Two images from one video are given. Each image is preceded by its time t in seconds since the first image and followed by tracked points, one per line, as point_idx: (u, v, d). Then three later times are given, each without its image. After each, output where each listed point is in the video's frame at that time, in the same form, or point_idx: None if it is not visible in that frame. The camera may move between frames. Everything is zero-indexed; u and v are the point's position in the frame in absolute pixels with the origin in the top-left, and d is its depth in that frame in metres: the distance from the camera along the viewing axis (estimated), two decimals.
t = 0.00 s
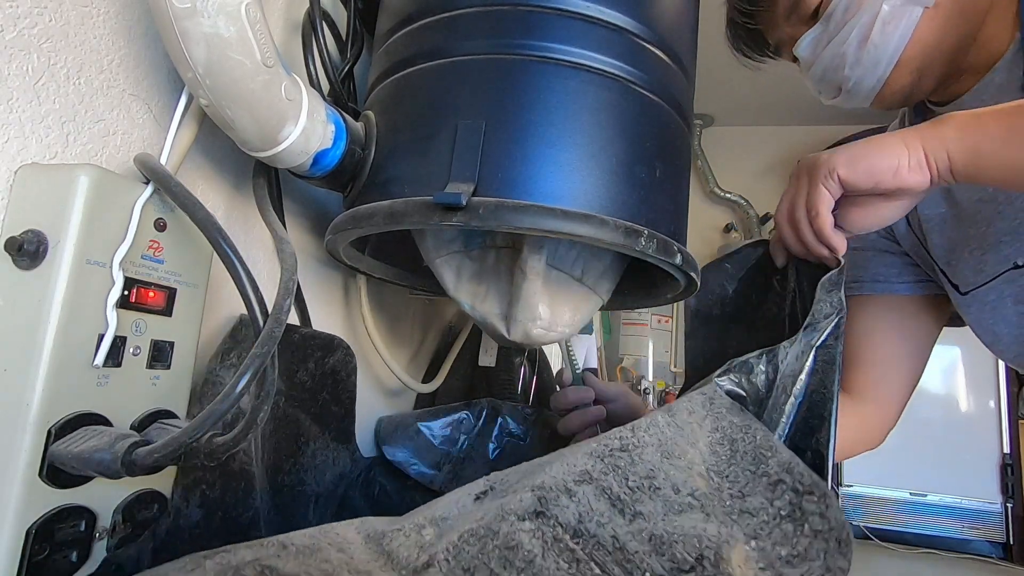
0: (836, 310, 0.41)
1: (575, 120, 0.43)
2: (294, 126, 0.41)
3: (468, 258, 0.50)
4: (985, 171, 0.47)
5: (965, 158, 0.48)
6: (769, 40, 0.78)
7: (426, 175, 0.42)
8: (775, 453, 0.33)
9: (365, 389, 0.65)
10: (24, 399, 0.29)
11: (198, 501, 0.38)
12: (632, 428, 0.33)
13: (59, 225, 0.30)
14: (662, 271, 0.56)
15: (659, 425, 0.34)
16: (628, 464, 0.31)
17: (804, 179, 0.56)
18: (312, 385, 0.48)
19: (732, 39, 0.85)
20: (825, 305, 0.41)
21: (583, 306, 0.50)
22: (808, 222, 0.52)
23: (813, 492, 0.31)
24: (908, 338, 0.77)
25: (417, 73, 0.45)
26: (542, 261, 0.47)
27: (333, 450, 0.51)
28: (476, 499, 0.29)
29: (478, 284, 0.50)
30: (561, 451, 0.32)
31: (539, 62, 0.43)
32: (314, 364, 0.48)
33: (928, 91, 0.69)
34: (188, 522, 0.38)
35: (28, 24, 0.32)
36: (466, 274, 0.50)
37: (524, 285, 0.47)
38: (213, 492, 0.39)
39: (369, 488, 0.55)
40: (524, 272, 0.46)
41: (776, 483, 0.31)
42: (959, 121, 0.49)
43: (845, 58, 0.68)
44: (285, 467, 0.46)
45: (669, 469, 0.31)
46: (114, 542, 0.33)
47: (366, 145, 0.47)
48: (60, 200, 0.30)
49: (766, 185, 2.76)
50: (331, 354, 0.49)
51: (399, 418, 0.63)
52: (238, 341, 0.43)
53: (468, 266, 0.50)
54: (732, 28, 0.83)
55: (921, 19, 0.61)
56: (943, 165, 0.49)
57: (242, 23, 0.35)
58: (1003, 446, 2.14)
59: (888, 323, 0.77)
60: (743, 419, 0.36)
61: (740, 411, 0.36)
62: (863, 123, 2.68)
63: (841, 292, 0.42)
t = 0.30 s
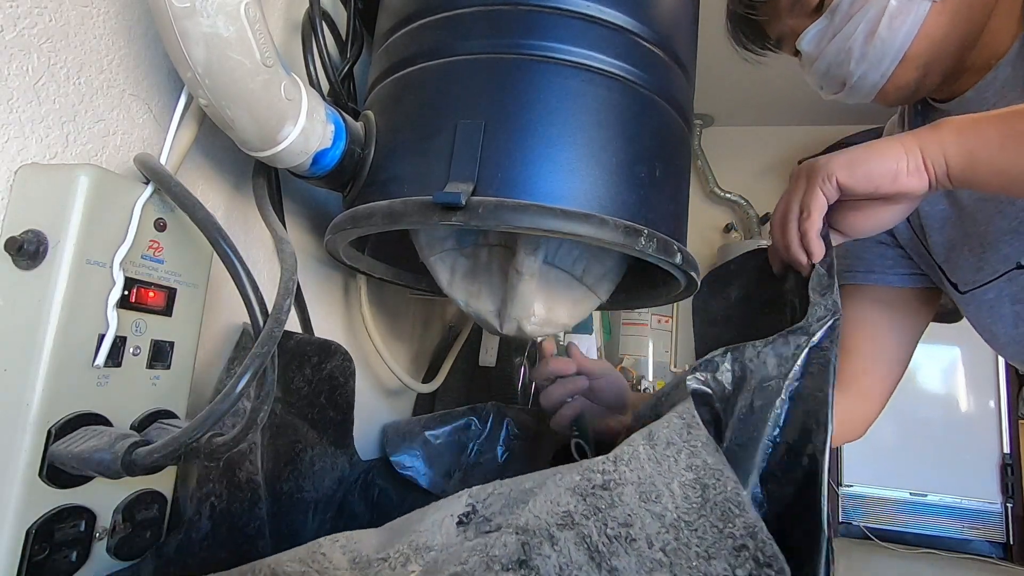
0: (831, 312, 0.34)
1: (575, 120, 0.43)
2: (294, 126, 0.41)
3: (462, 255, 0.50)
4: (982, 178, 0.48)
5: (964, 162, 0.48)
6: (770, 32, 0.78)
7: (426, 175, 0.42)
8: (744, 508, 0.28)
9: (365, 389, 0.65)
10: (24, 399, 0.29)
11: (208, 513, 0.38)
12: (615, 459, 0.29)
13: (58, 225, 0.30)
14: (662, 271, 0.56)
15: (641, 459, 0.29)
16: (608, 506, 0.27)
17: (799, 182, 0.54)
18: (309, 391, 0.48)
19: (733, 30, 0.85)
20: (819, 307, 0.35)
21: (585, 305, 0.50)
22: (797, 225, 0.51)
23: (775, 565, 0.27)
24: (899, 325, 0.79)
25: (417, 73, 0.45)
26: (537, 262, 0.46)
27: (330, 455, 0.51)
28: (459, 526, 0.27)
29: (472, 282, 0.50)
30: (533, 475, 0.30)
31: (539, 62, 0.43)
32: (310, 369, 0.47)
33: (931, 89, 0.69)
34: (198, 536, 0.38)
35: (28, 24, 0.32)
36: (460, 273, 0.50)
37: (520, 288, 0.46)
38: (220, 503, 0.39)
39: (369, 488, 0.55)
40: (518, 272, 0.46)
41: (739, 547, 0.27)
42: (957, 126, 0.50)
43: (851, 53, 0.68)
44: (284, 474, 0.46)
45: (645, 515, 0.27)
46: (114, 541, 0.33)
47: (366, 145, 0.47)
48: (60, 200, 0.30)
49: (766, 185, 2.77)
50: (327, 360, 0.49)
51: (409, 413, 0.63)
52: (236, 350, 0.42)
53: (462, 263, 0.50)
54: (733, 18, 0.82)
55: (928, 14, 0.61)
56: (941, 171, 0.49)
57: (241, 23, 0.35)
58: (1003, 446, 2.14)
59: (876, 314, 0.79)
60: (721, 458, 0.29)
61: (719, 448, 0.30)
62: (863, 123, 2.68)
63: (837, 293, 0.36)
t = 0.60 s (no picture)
0: (838, 327, 0.37)
1: (574, 120, 0.43)
2: (294, 126, 0.41)
3: (462, 258, 0.50)
4: (983, 179, 0.48)
5: (963, 165, 0.48)
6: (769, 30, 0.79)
7: (426, 175, 0.42)
8: (743, 511, 0.29)
9: (365, 389, 0.65)
10: (24, 398, 0.29)
11: (190, 543, 0.37)
12: (612, 475, 0.29)
13: (59, 225, 0.30)
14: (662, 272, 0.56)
15: (638, 473, 0.29)
16: (612, 522, 0.27)
17: (799, 190, 0.54)
18: (294, 400, 0.47)
19: (736, 35, 0.87)
20: (824, 324, 0.37)
21: (584, 309, 0.50)
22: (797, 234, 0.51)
23: (782, 561, 0.28)
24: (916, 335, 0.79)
25: (417, 73, 0.45)
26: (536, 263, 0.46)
27: (321, 464, 0.50)
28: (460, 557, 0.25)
29: (471, 284, 0.50)
30: (525, 498, 0.28)
31: (539, 62, 0.43)
32: (295, 378, 0.47)
33: (931, 87, 0.68)
34: (179, 563, 0.36)
35: (28, 24, 0.32)
36: (459, 275, 0.50)
37: (518, 291, 0.46)
38: (203, 529, 0.38)
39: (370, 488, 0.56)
40: (518, 275, 0.46)
41: (745, 548, 0.28)
42: (955, 127, 0.50)
43: (844, 54, 0.70)
44: (273, 489, 0.45)
45: (648, 527, 0.27)
46: (114, 541, 0.33)
47: (366, 145, 0.47)
48: (60, 200, 0.30)
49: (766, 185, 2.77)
50: (312, 367, 0.48)
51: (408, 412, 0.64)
52: (217, 367, 0.40)
53: (461, 268, 0.50)
54: (735, 23, 0.85)
55: (922, 16, 0.62)
56: (941, 173, 0.49)
57: (241, 23, 0.35)
58: (1003, 445, 2.15)
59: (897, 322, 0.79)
60: (713, 466, 0.31)
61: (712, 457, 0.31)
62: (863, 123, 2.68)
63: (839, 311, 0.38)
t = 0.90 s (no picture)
0: (844, 337, 0.36)
1: (575, 120, 0.43)
2: (294, 126, 0.41)
3: (471, 252, 0.50)
4: (988, 185, 0.48)
5: (967, 171, 0.49)
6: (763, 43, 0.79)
7: (426, 175, 0.42)
8: (751, 528, 0.30)
9: (365, 390, 0.65)
10: (24, 398, 0.29)
11: (186, 562, 0.37)
12: (629, 493, 0.28)
13: (59, 225, 0.30)
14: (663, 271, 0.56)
15: (653, 490, 0.29)
16: (634, 545, 0.28)
17: (801, 199, 0.54)
18: (286, 407, 0.46)
19: (729, 46, 0.87)
20: (828, 336, 0.37)
21: (606, 301, 0.51)
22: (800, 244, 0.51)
23: None
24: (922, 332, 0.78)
25: (417, 73, 0.45)
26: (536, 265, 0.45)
27: (315, 470, 0.49)
28: None
29: (480, 276, 0.50)
30: (549, 515, 0.27)
31: (539, 62, 0.43)
32: (286, 384, 0.46)
33: (925, 94, 0.70)
34: None
35: (27, 24, 0.32)
36: (468, 268, 0.50)
37: (528, 287, 0.46)
38: (196, 548, 0.38)
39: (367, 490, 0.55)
40: (524, 270, 0.46)
41: (753, 566, 0.29)
42: (960, 132, 0.50)
43: (836, 66, 0.71)
44: (267, 498, 0.45)
45: (667, 547, 0.28)
46: (114, 542, 0.33)
47: (366, 145, 0.47)
48: (61, 200, 0.30)
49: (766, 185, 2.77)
50: (303, 372, 0.48)
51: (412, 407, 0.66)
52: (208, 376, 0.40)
53: (472, 262, 0.50)
54: (728, 33, 0.84)
55: (909, 27, 0.62)
56: (946, 180, 0.49)
57: (242, 23, 0.35)
58: (1003, 446, 2.15)
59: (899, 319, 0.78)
60: (719, 481, 0.31)
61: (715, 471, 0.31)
62: (864, 123, 2.68)
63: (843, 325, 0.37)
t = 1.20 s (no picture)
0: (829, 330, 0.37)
1: (575, 120, 0.43)
2: (294, 126, 0.41)
3: (460, 258, 0.50)
4: (984, 188, 0.48)
5: (961, 173, 0.48)
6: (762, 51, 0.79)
7: (426, 175, 0.42)
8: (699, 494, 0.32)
9: (365, 390, 0.65)
10: (24, 398, 0.29)
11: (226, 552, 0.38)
12: (600, 467, 0.30)
13: (59, 225, 0.30)
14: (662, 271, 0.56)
15: (620, 465, 0.30)
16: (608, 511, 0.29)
17: (796, 198, 0.54)
18: (294, 406, 0.47)
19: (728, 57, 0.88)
20: (813, 328, 0.37)
21: (593, 310, 0.50)
22: (794, 242, 0.52)
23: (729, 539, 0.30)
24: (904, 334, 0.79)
25: (417, 73, 0.45)
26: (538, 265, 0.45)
27: (321, 468, 0.50)
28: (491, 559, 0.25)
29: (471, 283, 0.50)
30: (531, 488, 0.28)
31: (539, 62, 0.43)
32: (293, 384, 0.47)
33: (926, 97, 0.69)
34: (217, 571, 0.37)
35: (28, 24, 0.32)
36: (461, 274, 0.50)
37: (519, 292, 0.46)
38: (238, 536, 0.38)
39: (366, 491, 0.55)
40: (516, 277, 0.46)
41: (701, 529, 0.30)
42: (956, 134, 0.49)
43: (836, 70, 0.71)
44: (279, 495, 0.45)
45: (633, 514, 0.29)
46: (115, 541, 0.34)
47: (366, 145, 0.47)
48: (61, 200, 0.30)
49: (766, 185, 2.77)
50: (309, 372, 0.48)
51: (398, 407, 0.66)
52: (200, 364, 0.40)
53: (461, 267, 0.50)
54: (726, 41, 0.84)
55: (907, 31, 0.62)
56: (941, 182, 0.49)
57: (241, 23, 0.35)
58: (1003, 446, 2.15)
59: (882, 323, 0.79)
60: (672, 456, 0.32)
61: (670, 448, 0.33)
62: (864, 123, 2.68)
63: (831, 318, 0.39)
